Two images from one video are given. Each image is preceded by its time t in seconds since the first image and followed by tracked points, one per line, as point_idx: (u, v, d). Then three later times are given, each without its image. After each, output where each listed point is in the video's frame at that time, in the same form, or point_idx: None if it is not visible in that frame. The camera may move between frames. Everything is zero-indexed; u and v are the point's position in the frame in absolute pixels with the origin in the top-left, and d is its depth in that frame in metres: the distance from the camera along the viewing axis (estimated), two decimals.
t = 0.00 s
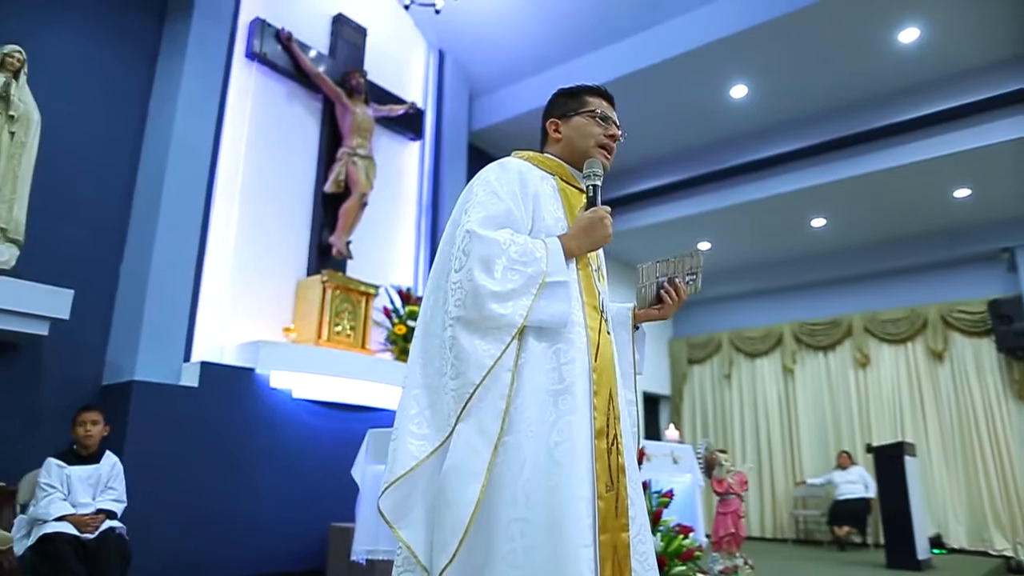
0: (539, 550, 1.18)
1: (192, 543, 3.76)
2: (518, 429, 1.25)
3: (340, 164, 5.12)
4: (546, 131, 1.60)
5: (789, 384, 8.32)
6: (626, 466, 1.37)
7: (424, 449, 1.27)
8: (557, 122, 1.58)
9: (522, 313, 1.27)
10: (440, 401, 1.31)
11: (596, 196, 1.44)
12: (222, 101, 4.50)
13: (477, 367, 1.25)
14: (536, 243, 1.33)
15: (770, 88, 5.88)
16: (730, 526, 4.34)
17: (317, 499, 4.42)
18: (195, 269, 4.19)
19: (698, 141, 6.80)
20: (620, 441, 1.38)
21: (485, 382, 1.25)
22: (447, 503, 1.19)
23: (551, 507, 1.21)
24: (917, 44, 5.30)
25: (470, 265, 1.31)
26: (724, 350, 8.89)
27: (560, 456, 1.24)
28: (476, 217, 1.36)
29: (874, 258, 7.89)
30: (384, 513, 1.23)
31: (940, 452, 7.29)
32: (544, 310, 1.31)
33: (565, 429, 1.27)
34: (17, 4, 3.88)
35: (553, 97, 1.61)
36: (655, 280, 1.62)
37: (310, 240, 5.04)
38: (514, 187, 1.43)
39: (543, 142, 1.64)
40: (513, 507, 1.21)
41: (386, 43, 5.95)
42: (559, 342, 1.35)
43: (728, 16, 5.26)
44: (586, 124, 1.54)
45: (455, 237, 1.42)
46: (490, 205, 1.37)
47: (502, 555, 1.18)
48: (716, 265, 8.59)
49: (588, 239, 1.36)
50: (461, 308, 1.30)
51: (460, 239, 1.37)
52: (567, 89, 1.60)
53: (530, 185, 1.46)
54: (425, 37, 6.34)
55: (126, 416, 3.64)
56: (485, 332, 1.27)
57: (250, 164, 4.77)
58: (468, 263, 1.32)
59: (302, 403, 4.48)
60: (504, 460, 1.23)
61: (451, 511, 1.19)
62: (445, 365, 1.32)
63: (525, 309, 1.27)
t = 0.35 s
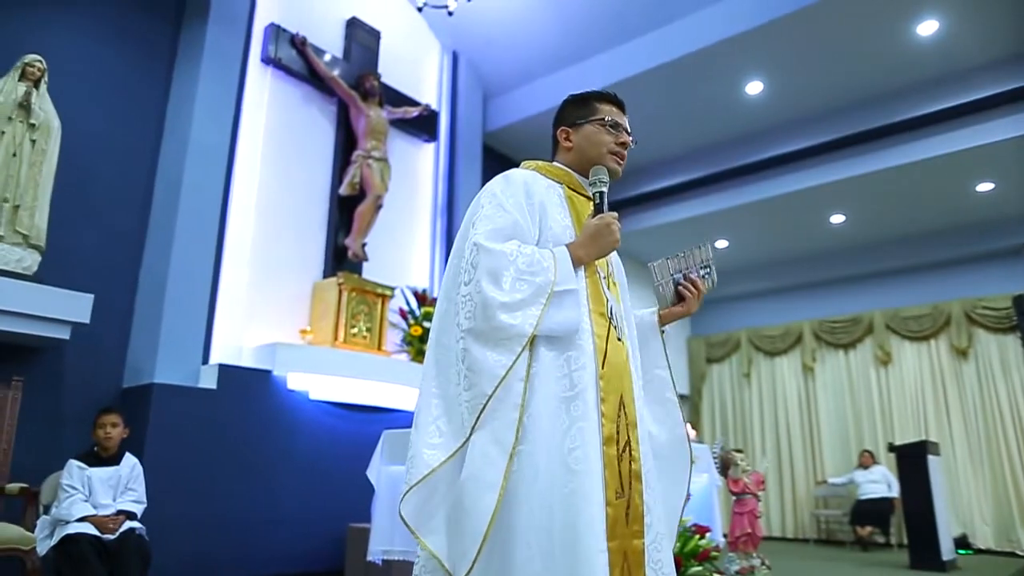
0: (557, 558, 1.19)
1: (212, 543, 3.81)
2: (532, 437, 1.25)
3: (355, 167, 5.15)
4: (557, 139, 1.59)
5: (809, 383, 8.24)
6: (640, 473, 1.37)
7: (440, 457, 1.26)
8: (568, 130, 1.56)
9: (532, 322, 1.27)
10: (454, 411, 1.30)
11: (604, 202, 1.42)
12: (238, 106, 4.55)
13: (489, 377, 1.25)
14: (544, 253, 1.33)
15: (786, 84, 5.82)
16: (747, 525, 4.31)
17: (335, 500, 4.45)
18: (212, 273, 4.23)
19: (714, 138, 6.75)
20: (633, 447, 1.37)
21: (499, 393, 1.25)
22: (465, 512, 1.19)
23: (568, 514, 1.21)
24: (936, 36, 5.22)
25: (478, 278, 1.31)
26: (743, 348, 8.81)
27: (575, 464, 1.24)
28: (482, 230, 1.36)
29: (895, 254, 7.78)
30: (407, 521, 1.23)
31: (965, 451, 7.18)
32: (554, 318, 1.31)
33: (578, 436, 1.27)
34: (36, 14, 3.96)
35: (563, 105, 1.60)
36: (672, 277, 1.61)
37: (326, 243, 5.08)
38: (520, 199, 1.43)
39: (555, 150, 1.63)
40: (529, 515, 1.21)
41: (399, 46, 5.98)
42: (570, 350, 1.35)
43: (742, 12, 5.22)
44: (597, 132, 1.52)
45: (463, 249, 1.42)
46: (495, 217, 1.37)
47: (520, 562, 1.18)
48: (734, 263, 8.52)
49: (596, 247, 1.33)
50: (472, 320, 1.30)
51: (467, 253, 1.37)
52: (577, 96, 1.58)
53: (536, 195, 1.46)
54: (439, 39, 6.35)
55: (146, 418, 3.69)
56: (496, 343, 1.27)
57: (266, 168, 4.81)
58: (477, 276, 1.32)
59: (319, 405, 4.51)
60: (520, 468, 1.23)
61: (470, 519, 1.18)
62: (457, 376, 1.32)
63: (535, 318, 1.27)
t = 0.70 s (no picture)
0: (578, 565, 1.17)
1: (228, 543, 3.85)
2: (546, 444, 1.23)
3: (368, 170, 5.18)
4: (537, 142, 1.58)
5: (828, 382, 8.15)
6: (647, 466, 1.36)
7: (459, 476, 1.24)
8: (545, 131, 1.56)
9: (539, 330, 1.26)
10: (467, 426, 1.28)
11: (595, 200, 1.44)
12: (252, 112, 4.59)
13: (503, 391, 1.23)
14: (544, 259, 1.32)
15: (801, 80, 5.76)
16: (760, 526, 4.30)
17: (350, 501, 4.48)
18: (228, 278, 4.28)
19: (728, 137, 6.69)
20: (639, 440, 1.36)
21: (512, 405, 1.23)
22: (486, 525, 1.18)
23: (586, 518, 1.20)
24: (954, 29, 5.14)
25: (484, 292, 1.29)
26: (760, 347, 8.72)
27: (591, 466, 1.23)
28: (482, 244, 1.34)
29: (916, 250, 7.66)
30: (426, 543, 1.24)
31: (988, 450, 7.07)
32: (562, 323, 1.29)
33: (592, 438, 1.26)
34: (53, 24, 4.02)
35: (537, 106, 1.59)
36: (673, 251, 1.58)
37: (340, 246, 5.12)
38: (513, 206, 1.41)
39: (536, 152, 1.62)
40: (548, 520, 1.19)
41: (411, 48, 6.00)
42: (577, 352, 1.32)
43: (755, 9, 5.18)
44: (574, 130, 1.52)
45: (463, 264, 1.40)
46: (492, 228, 1.36)
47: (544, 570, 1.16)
48: (751, 261, 8.44)
49: (596, 245, 1.34)
50: (479, 334, 1.28)
51: (469, 268, 1.35)
52: (550, 95, 1.57)
53: (528, 200, 1.45)
54: (450, 41, 6.36)
55: (163, 421, 3.75)
56: (506, 356, 1.25)
57: (280, 172, 4.86)
58: (481, 289, 1.29)
59: (334, 407, 4.54)
60: (535, 473, 1.21)
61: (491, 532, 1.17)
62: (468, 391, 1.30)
63: (542, 326, 1.26)
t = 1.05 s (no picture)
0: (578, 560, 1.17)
1: (240, 544, 3.89)
2: (543, 441, 1.23)
3: (377, 172, 5.21)
4: (518, 141, 1.62)
5: (842, 381, 8.09)
6: (641, 459, 1.39)
7: (453, 478, 1.23)
8: (526, 131, 1.59)
9: (532, 328, 1.27)
10: (460, 428, 1.27)
11: (584, 194, 1.50)
12: (261, 116, 4.63)
13: (497, 390, 1.23)
14: (536, 257, 1.34)
15: (811, 78, 5.72)
16: (768, 527, 4.29)
17: (360, 503, 4.51)
18: (238, 281, 4.32)
19: (739, 135, 6.65)
20: (633, 435, 1.40)
21: (507, 403, 1.23)
22: (485, 524, 1.16)
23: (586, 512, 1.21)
24: (965, 23, 5.08)
25: (475, 291, 1.30)
26: (773, 347, 8.66)
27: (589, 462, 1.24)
28: (472, 243, 1.36)
29: (933, 248, 7.56)
30: (421, 551, 1.21)
31: (1005, 450, 6.98)
32: (554, 320, 1.31)
33: (590, 434, 1.26)
34: (64, 32, 4.08)
35: (516, 103, 1.62)
36: (654, 256, 1.62)
37: (349, 248, 5.15)
38: (502, 205, 1.42)
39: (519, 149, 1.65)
40: (548, 518, 1.18)
41: (419, 51, 6.02)
42: (573, 348, 1.33)
43: (763, 6, 5.15)
44: (555, 126, 1.55)
45: (454, 264, 1.41)
46: (483, 228, 1.37)
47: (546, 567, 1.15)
48: (763, 260, 8.39)
49: (586, 241, 1.37)
50: (472, 334, 1.29)
51: (460, 268, 1.36)
52: (528, 91, 1.60)
53: (517, 196, 1.46)
54: (459, 43, 6.38)
55: (175, 422, 3.80)
56: (500, 355, 1.26)
57: (289, 176, 4.89)
58: (473, 289, 1.31)
59: (344, 408, 4.57)
60: (533, 471, 1.21)
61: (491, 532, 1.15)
62: (461, 393, 1.29)
63: (535, 323, 1.28)
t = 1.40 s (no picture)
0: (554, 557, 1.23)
1: (250, 545, 3.92)
2: (521, 439, 1.30)
3: (385, 175, 5.23)
4: (509, 136, 1.70)
5: (856, 380, 8.02)
6: (625, 459, 1.46)
7: (432, 477, 1.30)
8: (517, 127, 1.67)
9: (512, 325, 1.34)
10: (441, 426, 1.34)
11: (568, 191, 1.56)
12: (270, 121, 4.67)
13: (477, 387, 1.30)
14: (518, 254, 1.41)
15: (820, 76, 5.68)
16: (774, 528, 4.30)
17: (369, 504, 4.54)
18: (248, 285, 4.36)
19: (748, 135, 6.61)
20: (617, 434, 1.46)
21: (487, 401, 1.30)
22: (463, 521, 1.23)
23: (563, 511, 1.26)
24: (976, 18, 5.03)
25: (455, 289, 1.38)
26: (786, 346, 8.61)
27: (568, 460, 1.29)
28: (452, 242, 1.44)
29: (941, 247, 7.51)
30: (399, 546, 1.28)
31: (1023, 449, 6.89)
32: (535, 318, 1.37)
33: (568, 432, 1.32)
34: (74, 40, 4.13)
35: (508, 99, 1.69)
36: (646, 251, 1.66)
37: (359, 251, 5.17)
38: (485, 203, 1.52)
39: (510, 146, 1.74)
40: (526, 518, 1.25)
41: (427, 53, 6.05)
42: (555, 346, 1.40)
43: (771, 4, 5.12)
44: (544, 125, 1.62)
45: (437, 264, 1.49)
46: (463, 227, 1.46)
47: (522, 564, 1.22)
48: (775, 259, 8.34)
49: (568, 237, 1.44)
50: (453, 333, 1.36)
51: (442, 267, 1.45)
52: (521, 88, 1.68)
53: (500, 196, 1.55)
54: (467, 45, 6.39)
55: (185, 426, 3.83)
56: (479, 352, 1.33)
57: (298, 179, 4.93)
58: (453, 287, 1.39)
59: (354, 410, 4.60)
60: (513, 470, 1.28)
61: (469, 530, 1.22)
62: (441, 392, 1.37)
63: (515, 320, 1.34)
